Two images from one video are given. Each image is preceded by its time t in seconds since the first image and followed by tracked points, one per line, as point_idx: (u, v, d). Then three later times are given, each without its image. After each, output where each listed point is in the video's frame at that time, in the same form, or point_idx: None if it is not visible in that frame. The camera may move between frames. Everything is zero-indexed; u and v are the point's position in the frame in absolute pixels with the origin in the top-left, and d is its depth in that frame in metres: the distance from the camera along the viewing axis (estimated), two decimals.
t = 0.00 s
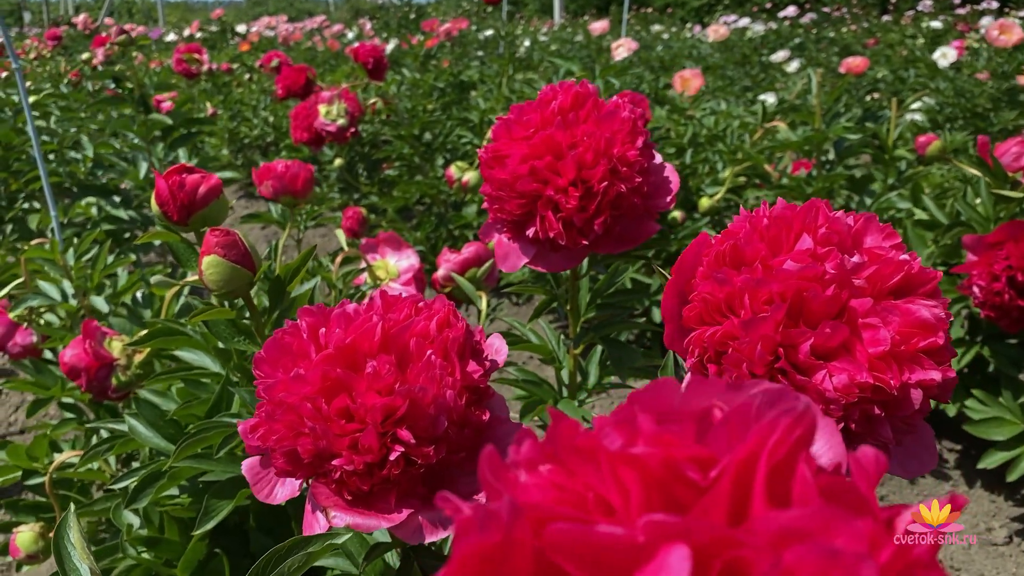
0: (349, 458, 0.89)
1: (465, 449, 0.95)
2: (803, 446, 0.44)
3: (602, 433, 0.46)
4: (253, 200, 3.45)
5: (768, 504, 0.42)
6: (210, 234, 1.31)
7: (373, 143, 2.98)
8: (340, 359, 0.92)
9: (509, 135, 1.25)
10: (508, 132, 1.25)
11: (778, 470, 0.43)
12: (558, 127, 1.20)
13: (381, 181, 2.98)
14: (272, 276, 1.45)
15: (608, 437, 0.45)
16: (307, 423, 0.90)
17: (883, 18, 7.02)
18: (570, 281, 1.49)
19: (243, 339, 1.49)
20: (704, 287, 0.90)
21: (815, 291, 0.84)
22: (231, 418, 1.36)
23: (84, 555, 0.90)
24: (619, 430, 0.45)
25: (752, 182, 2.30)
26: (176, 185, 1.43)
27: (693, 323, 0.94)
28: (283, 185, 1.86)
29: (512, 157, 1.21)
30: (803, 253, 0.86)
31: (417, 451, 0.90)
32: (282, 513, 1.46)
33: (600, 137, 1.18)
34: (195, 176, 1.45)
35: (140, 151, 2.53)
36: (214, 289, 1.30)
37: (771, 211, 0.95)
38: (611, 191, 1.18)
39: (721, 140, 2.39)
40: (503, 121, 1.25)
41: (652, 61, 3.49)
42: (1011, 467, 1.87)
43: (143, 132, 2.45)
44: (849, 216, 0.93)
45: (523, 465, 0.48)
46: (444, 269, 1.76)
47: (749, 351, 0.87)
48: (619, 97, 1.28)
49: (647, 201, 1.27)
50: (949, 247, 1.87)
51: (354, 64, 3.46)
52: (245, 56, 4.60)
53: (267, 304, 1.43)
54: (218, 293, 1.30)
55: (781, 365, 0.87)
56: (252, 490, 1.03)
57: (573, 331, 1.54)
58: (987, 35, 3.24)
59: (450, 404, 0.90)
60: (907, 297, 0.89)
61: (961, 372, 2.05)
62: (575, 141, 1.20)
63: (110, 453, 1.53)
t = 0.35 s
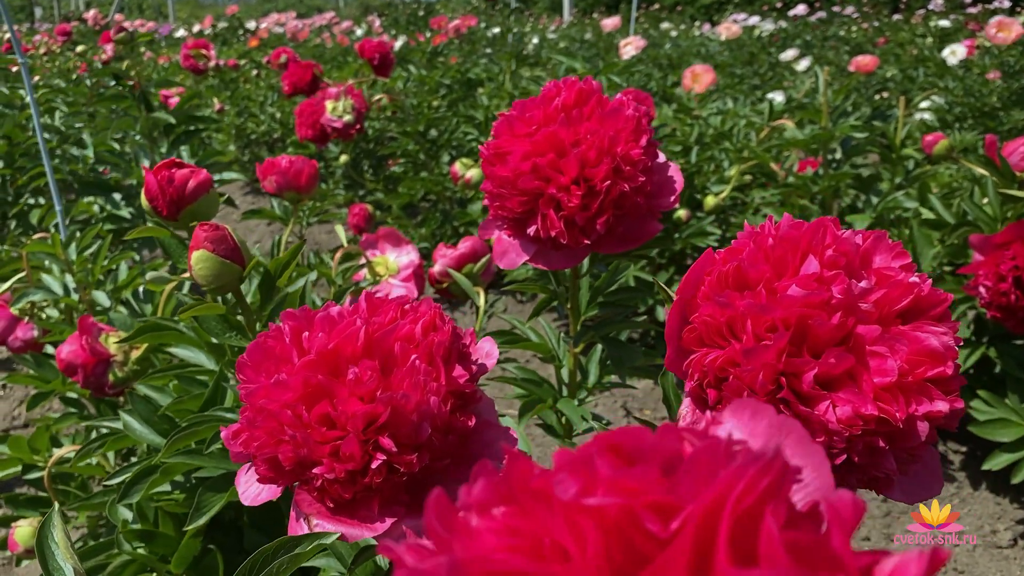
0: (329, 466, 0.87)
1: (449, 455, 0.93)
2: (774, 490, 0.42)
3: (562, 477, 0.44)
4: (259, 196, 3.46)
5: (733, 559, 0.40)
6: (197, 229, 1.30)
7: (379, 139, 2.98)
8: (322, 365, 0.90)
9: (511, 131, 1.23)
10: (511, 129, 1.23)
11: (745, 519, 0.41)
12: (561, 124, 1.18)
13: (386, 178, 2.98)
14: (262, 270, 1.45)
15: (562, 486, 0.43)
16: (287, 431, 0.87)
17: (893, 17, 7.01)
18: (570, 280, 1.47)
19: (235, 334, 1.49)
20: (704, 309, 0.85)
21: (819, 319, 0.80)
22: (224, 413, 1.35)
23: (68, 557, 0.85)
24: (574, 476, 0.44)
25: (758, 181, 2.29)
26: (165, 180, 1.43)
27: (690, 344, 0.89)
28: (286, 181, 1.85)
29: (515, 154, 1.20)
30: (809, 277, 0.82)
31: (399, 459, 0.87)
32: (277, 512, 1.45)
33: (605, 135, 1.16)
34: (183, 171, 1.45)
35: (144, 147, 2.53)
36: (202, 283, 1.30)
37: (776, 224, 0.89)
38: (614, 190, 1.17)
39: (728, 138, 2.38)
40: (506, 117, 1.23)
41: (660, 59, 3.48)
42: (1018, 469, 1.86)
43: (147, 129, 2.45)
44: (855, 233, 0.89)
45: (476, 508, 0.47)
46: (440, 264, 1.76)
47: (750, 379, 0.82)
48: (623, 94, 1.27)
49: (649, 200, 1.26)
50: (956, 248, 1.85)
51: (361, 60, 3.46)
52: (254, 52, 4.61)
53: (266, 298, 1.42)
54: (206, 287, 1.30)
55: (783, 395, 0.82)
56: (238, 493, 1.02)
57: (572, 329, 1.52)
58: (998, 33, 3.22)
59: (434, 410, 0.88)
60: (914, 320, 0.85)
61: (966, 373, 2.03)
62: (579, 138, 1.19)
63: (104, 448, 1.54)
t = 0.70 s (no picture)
0: (323, 452, 0.87)
1: (443, 446, 0.93)
2: (750, 464, 0.42)
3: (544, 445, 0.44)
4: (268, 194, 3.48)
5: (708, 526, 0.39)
6: (210, 227, 1.31)
7: (388, 140, 3.00)
8: (318, 354, 0.90)
9: (499, 137, 1.23)
10: (498, 134, 1.23)
11: (722, 489, 0.40)
12: (546, 130, 1.18)
13: (395, 177, 3.00)
14: (269, 269, 1.45)
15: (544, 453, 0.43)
16: (282, 417, 0.88)
17: (907, 22, 6.99)
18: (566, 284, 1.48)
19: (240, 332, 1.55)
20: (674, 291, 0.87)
21: (785, 297, 0.81)
22: (226, 410, 1.36)
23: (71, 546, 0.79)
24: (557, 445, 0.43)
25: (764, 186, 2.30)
26: (180, 177, 1.43)
27: (664, 326, 0.90)
28: (290, 181, 1.86)
29: (500, 159, 1.20)
30: (775, 258, 0.84)
31: (392, 447, 0.88)
32: (278, 509, 1.46)
33: (590, 140, 1.17)
34: (198, 169, 1.45)
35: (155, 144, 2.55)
36: (214, 282, 1.30)
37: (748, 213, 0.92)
38: (599, 195, 1.17)
39: (736, 141, 2.38)
40: (494, 122, 1.23)
41: (671, 63, 3.49)
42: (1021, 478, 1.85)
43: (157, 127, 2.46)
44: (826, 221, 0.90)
45: (464, 476, 0.46)
46: (450, 266, 1.76)
47: (717, 357, 0.84)
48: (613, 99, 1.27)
49: (637, 204, 1.26)
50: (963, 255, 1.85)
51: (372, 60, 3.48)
52: (267, 50, 4.63)
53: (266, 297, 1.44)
54: (219, 286, 1.30)
55: (750, 371, 0.84)
56: (233, 482, 1.03)
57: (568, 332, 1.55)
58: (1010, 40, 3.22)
59: (428, 400, 0.88)
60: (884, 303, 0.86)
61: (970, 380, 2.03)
62: (565, 144, 1.19)
63: (107, 443, 1.55)
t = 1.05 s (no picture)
0: (322, 468, 0.87)
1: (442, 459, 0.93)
2: (698, 482, 0.42)
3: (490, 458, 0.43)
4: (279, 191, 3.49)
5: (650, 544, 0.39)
6: (204, 228, 1.31)
7: (398, 139, 3.01)
8: (318, 367, 0.90)
9: (514, 140, 1.21)
10: (513, 138, 1.21)
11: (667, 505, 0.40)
12: (562, 134, 1.17)
13: (405, 176, 3.00)
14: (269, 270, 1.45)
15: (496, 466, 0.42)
16: (281, 432, 0.88)
17: (921, 25, 6.98)
18: (575, 289, 1.47)
19: (239, 333, 1.51)
20: (706, 326, 0.84)
21: (821, 340, 0.79)
22: (229, 409, 1.35)
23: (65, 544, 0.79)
24: (506, 459, 0.43)
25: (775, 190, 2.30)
26: (179, 176, 1.44)
27: (691, 360, 0.87)
28: (300, 179, 1.86)
29: (515, 164, 1.19)
30: (811, 297, 0.81)
31: (391, 463, 0.88)
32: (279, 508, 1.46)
33: (606, 146, 1.16)
34: (197, 168, 1.45)
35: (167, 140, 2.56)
36: (209, 282, 1.30)
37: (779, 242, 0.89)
38: (613, 203, 1.17)
39: (747, 144, 2.37)
40: (508, 124, 1.22)
41: (682, 65, 3.50)
42: None
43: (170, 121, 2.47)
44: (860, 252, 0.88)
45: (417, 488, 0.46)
46: (461, 268, 1.75)
47: (748, 399, 0.82)
48: (629, 103, 1.26)
49: (651, 211, 1.25)
50: (973, 262, 1.84)
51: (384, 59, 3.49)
52: (280, 48, 4.66)
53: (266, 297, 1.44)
54: (213, 286, 1.30)
55: (782, 415, 0.82)
56: (233, 490, 1.03)
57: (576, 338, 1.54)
58: None
59: (428, 416, 0.88)
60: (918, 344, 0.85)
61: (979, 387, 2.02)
62: (580, 149, 1.18)
63: (111, 440, 1.56)
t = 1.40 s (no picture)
0: (322, 454, 0.87)
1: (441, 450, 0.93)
2: (673, 493, 0.41)
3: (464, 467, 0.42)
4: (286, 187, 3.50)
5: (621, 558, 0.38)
6: (211, 221, 1.31)
7: (405, 136, 3.01)
8: (320, 356, 0.89)
9: (515, 142, 1.21)
10: (515, 140, 1.21)
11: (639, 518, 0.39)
12: (564, 137, 1.17)
13: (412, 173, 3.01)
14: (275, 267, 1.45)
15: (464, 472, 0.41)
16: (281, 419, 0.87)
17: (931, 23, 6.96)
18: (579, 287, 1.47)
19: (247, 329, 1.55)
20: (672, 315, 0.85)
21: (781, 328, 0.79)
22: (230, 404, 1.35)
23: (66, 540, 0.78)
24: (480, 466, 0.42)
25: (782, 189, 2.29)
26: (186, 171, 1.44)
27: (660, 351, 0.88)
28: (308, 176, 1.86)
29: (517, 166, 1.18)
30: (774, 286, 0.81)
31: (390, 451, 0.87)
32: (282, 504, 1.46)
33: (609, 149, 1.15)
34: (205, 163, 1.45)
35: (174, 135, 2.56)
36: (216, 274, 1.30)
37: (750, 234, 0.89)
38: (617, 207, 1.16)
39: (754, 143, 2.37)
40: (510, 127, 1.22)
41: (691, 63, 3.50)
42: None
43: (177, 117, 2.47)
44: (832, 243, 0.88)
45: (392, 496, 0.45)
46: (466, 266, 1.75)
47: (710, 388, 0.81)
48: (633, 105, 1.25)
49: (655, 215, 1.24)
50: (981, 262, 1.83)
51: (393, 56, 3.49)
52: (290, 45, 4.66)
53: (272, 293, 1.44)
54: (221, 279, 1.30)
55: (744, 404, 0.81)
56: (233, 480, 1.03)
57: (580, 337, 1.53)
58: None
59: (428, 404, 0.87)
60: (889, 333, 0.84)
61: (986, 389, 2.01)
62: (583, 151, 1.18)
63: (115, 436, 1.56)
